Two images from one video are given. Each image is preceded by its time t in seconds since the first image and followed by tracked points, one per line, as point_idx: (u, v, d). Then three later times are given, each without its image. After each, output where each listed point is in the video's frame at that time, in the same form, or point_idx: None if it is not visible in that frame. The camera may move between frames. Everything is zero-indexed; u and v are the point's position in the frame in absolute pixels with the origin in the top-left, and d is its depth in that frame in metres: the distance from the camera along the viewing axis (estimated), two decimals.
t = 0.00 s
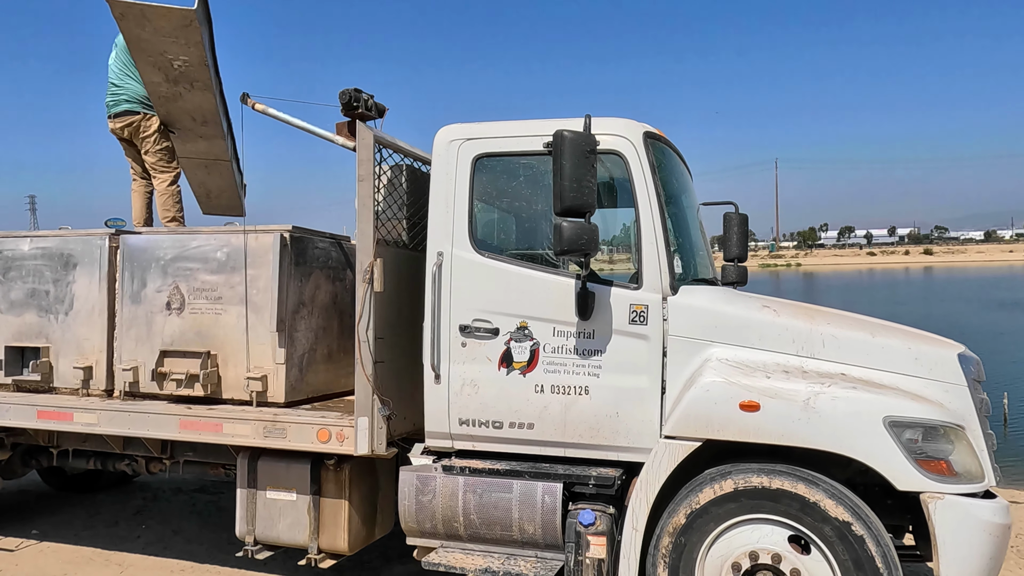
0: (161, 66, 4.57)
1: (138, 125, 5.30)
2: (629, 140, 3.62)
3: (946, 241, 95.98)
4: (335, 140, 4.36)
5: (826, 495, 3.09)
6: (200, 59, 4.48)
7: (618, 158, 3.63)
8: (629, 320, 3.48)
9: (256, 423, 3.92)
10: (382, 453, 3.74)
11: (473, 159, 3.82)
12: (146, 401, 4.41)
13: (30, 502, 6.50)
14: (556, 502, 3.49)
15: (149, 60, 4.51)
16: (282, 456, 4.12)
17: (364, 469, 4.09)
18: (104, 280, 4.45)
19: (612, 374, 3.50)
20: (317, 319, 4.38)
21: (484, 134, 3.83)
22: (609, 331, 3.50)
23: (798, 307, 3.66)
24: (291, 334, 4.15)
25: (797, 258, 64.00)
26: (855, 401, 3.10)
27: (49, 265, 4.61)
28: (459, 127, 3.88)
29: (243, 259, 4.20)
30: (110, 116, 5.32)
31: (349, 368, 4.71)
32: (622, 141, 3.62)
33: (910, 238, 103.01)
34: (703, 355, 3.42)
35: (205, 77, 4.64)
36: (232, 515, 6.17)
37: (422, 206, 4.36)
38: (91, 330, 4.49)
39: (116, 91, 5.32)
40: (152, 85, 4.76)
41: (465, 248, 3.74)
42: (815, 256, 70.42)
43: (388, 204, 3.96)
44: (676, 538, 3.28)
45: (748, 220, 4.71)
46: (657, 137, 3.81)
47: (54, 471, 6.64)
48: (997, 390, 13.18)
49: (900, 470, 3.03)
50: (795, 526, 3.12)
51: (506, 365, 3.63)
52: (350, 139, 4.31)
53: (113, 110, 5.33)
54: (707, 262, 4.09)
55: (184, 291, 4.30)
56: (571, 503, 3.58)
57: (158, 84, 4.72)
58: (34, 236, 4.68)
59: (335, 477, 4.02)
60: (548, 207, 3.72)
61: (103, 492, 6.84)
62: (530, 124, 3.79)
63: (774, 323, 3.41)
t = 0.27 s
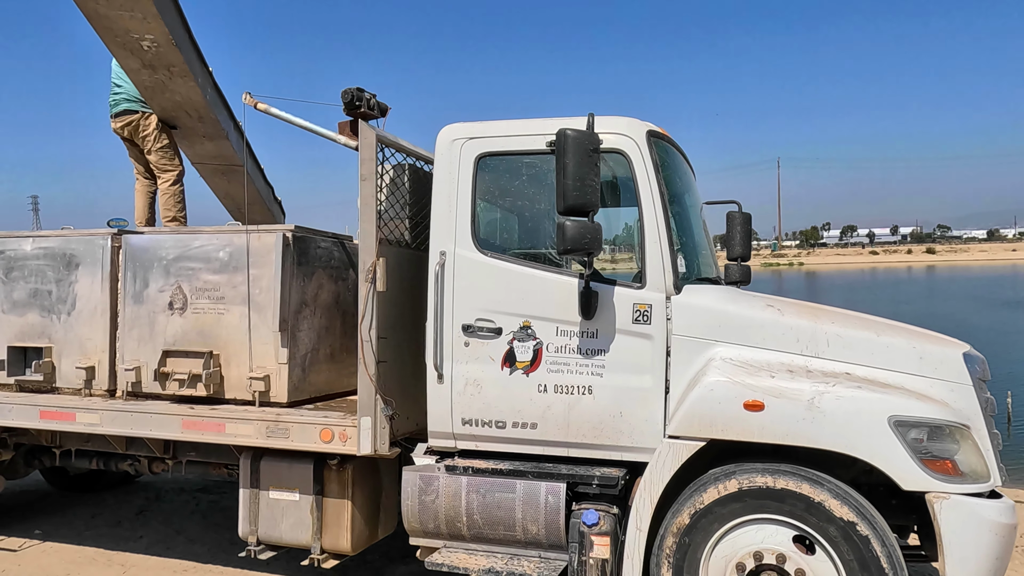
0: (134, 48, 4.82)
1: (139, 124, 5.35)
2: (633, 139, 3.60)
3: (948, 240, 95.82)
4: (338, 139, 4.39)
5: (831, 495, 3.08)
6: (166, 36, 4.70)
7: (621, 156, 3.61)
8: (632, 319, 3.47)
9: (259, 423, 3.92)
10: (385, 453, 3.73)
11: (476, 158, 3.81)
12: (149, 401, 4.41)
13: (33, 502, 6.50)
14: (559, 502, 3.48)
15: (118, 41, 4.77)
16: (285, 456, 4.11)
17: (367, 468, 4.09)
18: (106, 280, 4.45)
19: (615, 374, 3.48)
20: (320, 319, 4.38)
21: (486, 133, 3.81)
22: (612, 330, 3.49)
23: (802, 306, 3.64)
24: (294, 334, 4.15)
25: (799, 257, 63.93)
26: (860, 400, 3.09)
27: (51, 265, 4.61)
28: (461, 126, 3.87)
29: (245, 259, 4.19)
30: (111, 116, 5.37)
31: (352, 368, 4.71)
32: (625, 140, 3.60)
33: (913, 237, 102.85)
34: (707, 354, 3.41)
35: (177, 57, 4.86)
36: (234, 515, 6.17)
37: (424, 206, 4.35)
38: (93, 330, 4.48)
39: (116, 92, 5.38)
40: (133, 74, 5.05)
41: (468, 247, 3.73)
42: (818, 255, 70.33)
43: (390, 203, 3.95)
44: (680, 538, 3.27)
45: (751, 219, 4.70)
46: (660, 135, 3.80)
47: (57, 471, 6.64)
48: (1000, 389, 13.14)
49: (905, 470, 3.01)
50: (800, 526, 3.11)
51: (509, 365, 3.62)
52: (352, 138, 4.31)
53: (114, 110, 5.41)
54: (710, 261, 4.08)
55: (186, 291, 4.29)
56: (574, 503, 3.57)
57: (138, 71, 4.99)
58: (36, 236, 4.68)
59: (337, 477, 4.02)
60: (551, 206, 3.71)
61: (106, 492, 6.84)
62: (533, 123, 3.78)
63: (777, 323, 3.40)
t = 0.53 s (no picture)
0: (116, 34, 4.76)
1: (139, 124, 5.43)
2: (636, 138, 3.60)
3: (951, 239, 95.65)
4: (342, 139, 4.43)
5: (836, 494, 3.07)
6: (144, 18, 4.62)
7: (625, 155, 3.61)
8: (636, 318, 3.47)
9: (263, 422, 3.92)
10: (389, 452, 3.73)
11: (480, 157, 3.81)
12: (153, 400, 4.41)
13: (38, 501, 6.51)
14: (563, 501, 3.48)
15: (100, 26, 4.71)
16: (289, 455, 4.12)
17: (371, 467, 4.09)
18: (110, 279, 4.45)
19: (620, 372, 3.48)
20: (323, 318, 4.38)
21: (490, 132, 3.81)
22: (616, 329, 3.48)
23: (806, 305, 3.64)
24: (297, 333, 4.15)
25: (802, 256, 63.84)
26: (865, 399, 3.08)
27: (55, 264, 4.61)
28: (465, 125, 3.86)
29: (249, 258, 4.20)
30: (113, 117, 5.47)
31: (355, 367, 4.71)
32: (629, 138, 3.60)
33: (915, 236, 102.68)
34: (712, 353, 3.41)
35: (159, 42, 4.81)
36: (239, 514, 6.18)
37: (427, 205, 4.35)
38: (97, 329, 4.49)
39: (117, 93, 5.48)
40: (122, 63, 5.02)
41: (471, 246, 3.73)
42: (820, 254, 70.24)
43: (394, 203, 3.96)
44: (685, 537, 3.26)
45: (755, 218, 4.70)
46: (664, 134, 3.79)
47: (61, 470, 6.66)
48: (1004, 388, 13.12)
49: (910, 469, 3.01)
50: (804, 525, 3.11)
51: (513, 364, 3.62)
52: (355, 137, 4.32)
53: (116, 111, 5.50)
54: (714, 260, 4.08)
55: (190, 290, 4.30)
56: (579, 502, 3.57)
57: (126, 59, 4.95)
58: (40, 235, 4.69)
59: (341, 476, 4.02)
60: (555, 205, 3.71)
61: (110, 490, 6.85)
62: (537, 121, 3.77)
63: (782, 321, 3.40)
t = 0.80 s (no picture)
0: (108, 26, 4.73)
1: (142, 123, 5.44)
2: (639, 136, 3.59)
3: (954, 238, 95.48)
4: (344, 138, 4.46)
5: (839, 493, 3.06)
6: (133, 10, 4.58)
7: (627, 154, 3.60)
8: (639, 317, 3.46)
9: (265, 421, 3.92)
10: (391, 451, 3.73)
11: (482, 156, 3.80)
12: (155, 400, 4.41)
13: (41, 500, 6.52)
14: (566, 500, 3.47)
15: (92, 18, 4.68)
16: (291, 454, 4.12)
17: (373, 466, 4.09)
18: (112, 278, 4.46)
19: (622, 371, 3.48)
20: (325, 317, 4.38)
21: (492, 131, 3.81)
22: (619, 328, 3.48)
23: (809, 304, 3.63)
24: (300, 332, 4.15)
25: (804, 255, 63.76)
26: (869, 398, 3.08)
27: (58, 263, 4.62)
28: (467, 124, 3.86)
29: (251, 257, 4.20)
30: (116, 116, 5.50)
31: (357, 366, 4.71)
32: (632, 137, 3.59)
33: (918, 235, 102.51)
34: (714, 352, 3.40)
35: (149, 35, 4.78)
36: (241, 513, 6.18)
37: (429, 204, 4.35)
38: (100, 329, 4.49)
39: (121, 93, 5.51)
40: (117, 57, 5.00)
41: (474, 245, 3.73)
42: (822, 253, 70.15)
43: (396, 202, 3.95)
44: (687, 536, 3.26)
45: (758, 217, 4.69)
46: (666, 132, 3.79)
47: (64, 469, 6.67)
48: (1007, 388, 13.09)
49: (913, 468, 3.00)
50: (807, 524, 3.10)
51: (515, 363, 3.61)
52: (357, 136, 4.32)
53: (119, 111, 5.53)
54: (717, 259, 4.07)
55: (193, 289, 4.30)
56: (581, 501, 3.57)
57: (121, 53, 4.93)
58: (43, 235, 4.69)
59: (344, 475, 4.02)
60: (558, 204, 3.70)
61: (113, 490, 6.86)
62: (539, 120, 3.77)
63: (785, 320, 3.39)
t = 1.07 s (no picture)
0: (110, 20, 4.68)
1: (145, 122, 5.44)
2: (641, 135, 3.58)
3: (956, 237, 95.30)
4: (346, 138, 4.50)
5: (842, 493, 3.05)
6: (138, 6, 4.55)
7: (629, 153, 3.59)
8: (641, 316, 3.45)
9: (267, 421, 3.92)
10: (393, 451, 3.73)
11: (483, 155, 3.80)
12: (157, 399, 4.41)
13: (43, 500, 6.53)
14: (568, 500, 3.47)
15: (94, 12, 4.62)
16: (293, 454, 4.11)
17: (375, 466, 4.09)
18: (114, 278, 4.46)
19: (624, 371, 3.47)
20: (327, 316, 4.38)
21: (493, 130, 3.80)
22: (621, 328, 3.47)
23: (812, 303, 3.62)
24: (301, 331, 4.15)
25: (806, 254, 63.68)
26: (872, 398, 3.07)
27: (60, 263, 4.62)
28: (469, 124, 3.85)
29: (253, 257, 4.20)
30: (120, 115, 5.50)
31: (359, 366, 4.71)
32: (634, 136, 3.59)
33: (920, 234, 102.34)
34: (717, 352, 3.39)
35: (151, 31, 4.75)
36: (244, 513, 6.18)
37: (431, 204, 4.34)
38: (102, 328, 4.49)
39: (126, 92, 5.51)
40: (119, 53, 4.96)
41: (475, 245, 3.72)
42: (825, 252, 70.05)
43: (397, 201, 3.95)
44: (690, 536, 3.25)
45: (760, 216, 4.68)
46: (668, 131, 3.78)
47: (67, 469, 6.67)
48: (1010, 387, 13.07)
49: (917, 467, 2.99)
50: (810, 524, 3.09)
51: (517, 363, 3.61)
52: (359, 135, 4.31)
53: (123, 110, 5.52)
54: (719, 258, 4.06)
55: (195, 289, 4.30)
56: (583, 501, 3.56)
57: (122, 49, 4.89)
58: (45, 235, 4.69)
59: (346, 475, 4.02)
60: (559, 203, 3.69)
61: (116, 490, 6.86)
62: (541, 119, 3.76)
63: (788, 320, 3.38)
